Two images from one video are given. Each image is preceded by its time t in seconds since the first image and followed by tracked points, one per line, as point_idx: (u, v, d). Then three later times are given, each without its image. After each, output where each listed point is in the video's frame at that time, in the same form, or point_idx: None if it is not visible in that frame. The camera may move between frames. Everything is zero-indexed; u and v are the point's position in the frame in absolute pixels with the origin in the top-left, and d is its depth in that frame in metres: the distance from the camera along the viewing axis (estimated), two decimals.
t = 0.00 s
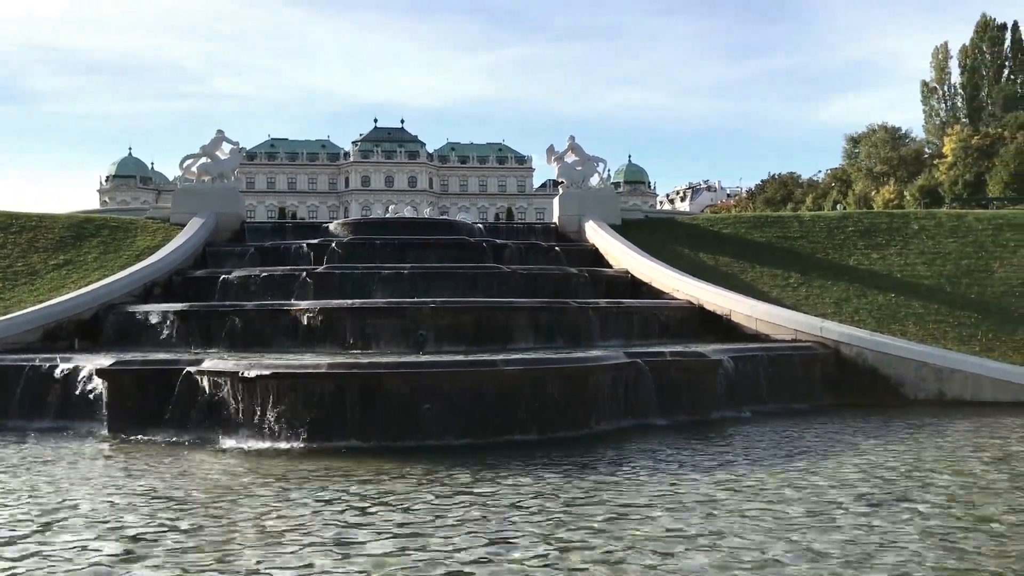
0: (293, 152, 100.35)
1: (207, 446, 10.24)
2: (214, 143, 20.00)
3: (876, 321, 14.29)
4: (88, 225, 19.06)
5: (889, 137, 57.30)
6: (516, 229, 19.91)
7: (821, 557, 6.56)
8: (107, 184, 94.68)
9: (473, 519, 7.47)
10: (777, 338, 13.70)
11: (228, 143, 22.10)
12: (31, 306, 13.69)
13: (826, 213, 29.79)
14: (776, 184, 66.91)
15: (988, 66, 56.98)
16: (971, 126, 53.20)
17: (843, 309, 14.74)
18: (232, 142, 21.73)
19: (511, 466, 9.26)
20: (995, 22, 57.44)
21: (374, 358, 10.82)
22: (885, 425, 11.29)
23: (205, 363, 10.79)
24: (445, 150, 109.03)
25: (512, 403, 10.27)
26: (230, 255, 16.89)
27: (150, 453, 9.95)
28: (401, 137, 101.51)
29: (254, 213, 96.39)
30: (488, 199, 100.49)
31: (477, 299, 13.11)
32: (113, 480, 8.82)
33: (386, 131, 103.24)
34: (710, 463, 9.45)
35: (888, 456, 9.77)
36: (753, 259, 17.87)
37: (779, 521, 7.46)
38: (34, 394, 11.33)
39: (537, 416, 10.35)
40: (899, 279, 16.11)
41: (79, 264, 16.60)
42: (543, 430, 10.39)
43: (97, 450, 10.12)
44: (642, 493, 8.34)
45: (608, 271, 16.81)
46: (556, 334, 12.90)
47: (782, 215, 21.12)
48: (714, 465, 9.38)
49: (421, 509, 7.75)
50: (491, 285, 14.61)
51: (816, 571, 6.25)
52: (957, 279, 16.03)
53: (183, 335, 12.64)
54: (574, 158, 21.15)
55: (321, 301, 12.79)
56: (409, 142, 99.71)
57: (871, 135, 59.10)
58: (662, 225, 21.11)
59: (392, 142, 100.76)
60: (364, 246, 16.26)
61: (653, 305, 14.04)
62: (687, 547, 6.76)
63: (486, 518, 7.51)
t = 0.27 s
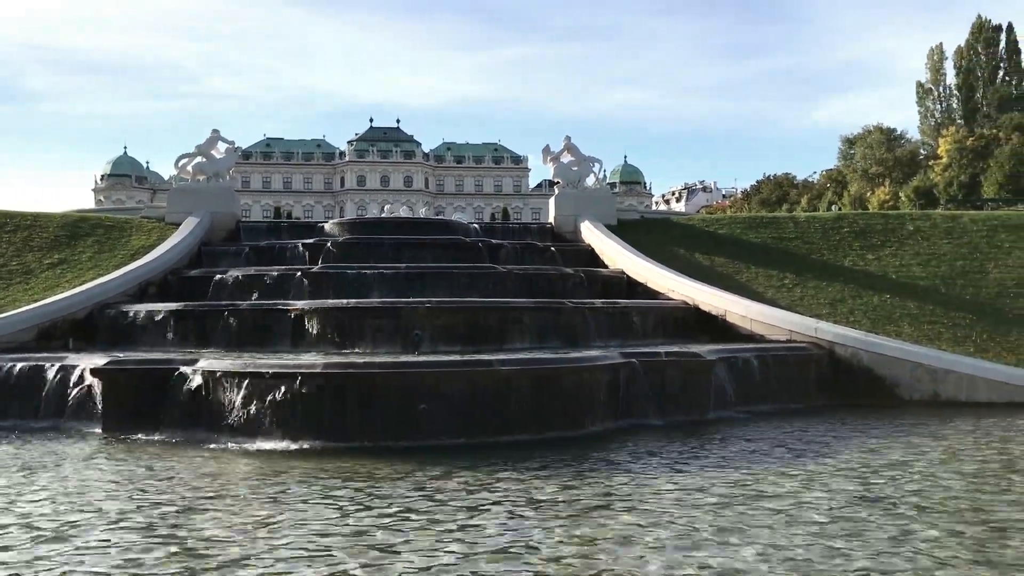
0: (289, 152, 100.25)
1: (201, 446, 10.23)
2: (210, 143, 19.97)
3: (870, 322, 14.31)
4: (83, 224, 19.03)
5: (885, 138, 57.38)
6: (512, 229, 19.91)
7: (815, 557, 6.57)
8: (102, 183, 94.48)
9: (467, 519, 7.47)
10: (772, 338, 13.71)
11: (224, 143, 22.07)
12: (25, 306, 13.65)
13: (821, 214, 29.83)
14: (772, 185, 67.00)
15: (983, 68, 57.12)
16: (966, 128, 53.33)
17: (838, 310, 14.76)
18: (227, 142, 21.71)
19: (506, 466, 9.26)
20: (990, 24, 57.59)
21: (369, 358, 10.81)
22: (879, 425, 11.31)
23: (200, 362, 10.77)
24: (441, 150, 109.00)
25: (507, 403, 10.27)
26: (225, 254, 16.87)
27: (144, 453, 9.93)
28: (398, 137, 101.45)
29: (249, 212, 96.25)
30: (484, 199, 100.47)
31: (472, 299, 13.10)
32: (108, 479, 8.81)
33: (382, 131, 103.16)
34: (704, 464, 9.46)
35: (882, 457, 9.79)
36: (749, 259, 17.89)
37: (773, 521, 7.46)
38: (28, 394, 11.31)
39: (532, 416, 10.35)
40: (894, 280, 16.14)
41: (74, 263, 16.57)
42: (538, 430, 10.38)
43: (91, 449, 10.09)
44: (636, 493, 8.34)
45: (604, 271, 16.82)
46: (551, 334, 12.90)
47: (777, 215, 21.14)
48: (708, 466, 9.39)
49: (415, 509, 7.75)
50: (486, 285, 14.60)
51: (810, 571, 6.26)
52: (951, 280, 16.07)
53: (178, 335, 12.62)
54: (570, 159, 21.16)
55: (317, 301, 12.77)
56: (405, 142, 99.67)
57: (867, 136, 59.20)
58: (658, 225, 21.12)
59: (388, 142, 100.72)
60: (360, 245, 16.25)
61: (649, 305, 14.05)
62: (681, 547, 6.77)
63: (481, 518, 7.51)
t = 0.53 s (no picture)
0: (282, 151, 100.06)
1: (194, 445, 10.21)
2: (203, 141, 19.93)
3: (863, 322, 14.35)
4: (76, 223, 18.97)
5: (878, 139, 57.52)
6: (507, 229, 19.91)
7: (806, 556, 6.60)
8: (95, 181, 94.16)
9: (460, 518, 7.49)
10: (765, 338, 13.73)
11: (218, 141, 22.02)
12: (18, 305, 13.59)
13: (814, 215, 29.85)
14: (766, 186, 67.13)
15: (976, 69, 57.29)
16: (959, 130, 53.49)
17: (831, 311, 14.80)
18: (221, 141, 21.67)
19: (499, 466, 9.26)
20: (983, 25, 57.79)
21: (362, 358, 10.78)
22: (871, 426, 11.34)
23: (193, 362, 10.74)
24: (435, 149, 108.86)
25: (500, 403, 10.27)
26: (218, 253, 16.84)
27: (137, 452, 9.91)
28: (392, 136, 101.36)
29: (243, 211, 96.03)
30: (478, 198, 100.43)
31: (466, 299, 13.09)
32: (100, 479, 8.79)
33: (376, 130, 103.04)
34: (697, 463, 9.48)
35: (874, 457, 9.82)
36: (743, 260, 17.91)
37: (765, 521, 7.49)
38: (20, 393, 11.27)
39: (526, 416, 10.35)
40: (887, 281, 16.18)
41: (67, 262, 16.52)
42: (532, 430, 10.39)
43: (83, 449, 10.06)
44: (629, 492, 8.36)
45: (598, 271, 16.83)
46: (546, 334, 12.90)
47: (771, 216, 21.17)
48: (701, 465, 9.41)
49: (408, 508, 7.75)
50: (481, 285, 14.59)
51: (802, 570, 6.29)
52: (944, 281, 16.12)
53: (171, 334, 12.59)
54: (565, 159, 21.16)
55: (310, 300, 12.75)
56: (399, 141, 99.57)
57: (860, 137, 59.29)
58: (652, 226, 21.13)
59: (382, 141, 100.63)
60: (353, 245, 16.23)
61: (643, 305, 14.06)
62: (674, 546, 6.79)
63: (474, 518, 7.50)
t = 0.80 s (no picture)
0: (275, 151, 99.86)
1: (184, 445, 10.18)
2: (195, 141, 19.88)
3: (855, 323, 14.38)
4: (67, 222, 18.90)
5: (870, 140, 57.64)
6: (499, 229, 19.91)
7: (798, 556, 6.62)
8: (87, 181, 93.81)
9: (452, 518, 7.49)
10: (757, 339, 13.76)
11: (210, 140, 21.99)
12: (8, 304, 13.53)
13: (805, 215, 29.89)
14: (758, 186, 67.24)
15: (968, 71, 57.48)
16: (950, 131, 53.66)
17: (823, 311, 14.83)
18: (213, 140, 21.61)
19: (490, 466, 9.25)
20: (975, 27, 58.00)
21: (354, 358, 10.77)
22: (863, 426, 11.37)
23: (184, 361, 10.71)
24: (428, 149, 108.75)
25: (492, 403, 10.26)
26: (210, 252, 16.80)
27: (127, 452, 9.88)
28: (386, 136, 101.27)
29: (235, 211, 95.79)
30: (471, 199, 100.39)
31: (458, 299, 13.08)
32: (91, 478, 8.76)
33: (369, 130, 102.90)
34: (688, 463, 9.49)
35: (865, 457, 9.85)
36: (735, 260, 17.94)
37: (757, 520, 7.51)
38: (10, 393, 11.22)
39: (517, 415, 10.35)
40: (878, 282, 16.22)
41: (58, 261, 16.45)
42: (523, 430, 10.39)
43: (72, 448, 10.02)
44: (621, 492, 8.37)
45: (590, 271, 16.84)
46: (538, 334, 12.90)
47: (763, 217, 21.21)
48: (693, 465, 9.42)
49: (399, 508, 7.75)
50: (473, 285, 14.59)
51: (793, 570, 6.31)
52: (935, 282, 16.18)
53: (162, 334, 12.55)
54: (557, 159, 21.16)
55: (302, 299, 12.72)
56: (392, 141, 99.45)
57: (852, 138, 59.41)
58: (645, 226, 21.15)
59: (375, 141, 100.51)
60: (346, 245, 16.21)
61: (635, 306, 14.08)
62: (666, 546, 6.80)
63: (465, 518, 7.50)
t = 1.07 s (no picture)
0: (267, 151, 99.63)
1: (174, 446, 10.15)
2: (186, 141, 19.82)
3: (846, 323, 14.43)
4: (57, 222, 18.82)
5: (861, 141, 57.80)
6: (491, 229, 19.91)
7: (788, 555, 6.65)
8: (77, 180, 93.41)
9: (443, 518, 7.49)
10: (748, 339, 13.79)
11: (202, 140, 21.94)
12: None
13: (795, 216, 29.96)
14: (749, 187, 67.39)
15: (958, 73, 57.70)
16: (940, 132, 53.86)
17: (814, 311, 14.87)
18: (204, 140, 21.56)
19: (482, 466, 9.25)
20: (965, 29, 58.24)
21: (345, 358, 10.75)
22: (853, 426, 11.41)
23: (175, 362, 10.68)
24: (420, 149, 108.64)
25: (483, 404, 10.26)
26: (201, 252, 16.77)
27: (117, 452, 9.85)
28: (378, 136, 101.13)
29: (227, 211, 95.53)
30: (463, 199, 100.33)
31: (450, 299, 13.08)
32: (81, 479, 8.73)
33: (361, 130, 102.76)
34: (679, 463, 9.52)
35: (855, 457, 9.88)
36: (726, 261, 17.97)
37: (747, 520, 7.53)
38: None
39: (509, 416, 10.35)
40: (869, 282, 16.27)
41: (48, 261, 16.39)
42: (515, 430, 10.39)
43: (62, 449, 9.99)
44: (612, 492, 8.39)
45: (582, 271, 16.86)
46: (529, 334, 12.91)
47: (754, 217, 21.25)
48: (684, 465, 9.45)
49: (390, 508, 7.75)
50: (465, 285, 14.59)
51: (783, 569, 6.33)
52: (925, 282, 16.24)
53: (153, 334, 12.52)
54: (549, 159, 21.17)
55: (293, 300, 12.71)
56: (384, 141, 99.34)
57: (843, 139, 59.58)
58: (637, 226, 21.17)
59: (366, 141, 100.38)
60: (337, 245, 16.19)
61: (627, 306, 14.10)
62: (657, 545, 6.82)
63: (456, 518, 7.50)
